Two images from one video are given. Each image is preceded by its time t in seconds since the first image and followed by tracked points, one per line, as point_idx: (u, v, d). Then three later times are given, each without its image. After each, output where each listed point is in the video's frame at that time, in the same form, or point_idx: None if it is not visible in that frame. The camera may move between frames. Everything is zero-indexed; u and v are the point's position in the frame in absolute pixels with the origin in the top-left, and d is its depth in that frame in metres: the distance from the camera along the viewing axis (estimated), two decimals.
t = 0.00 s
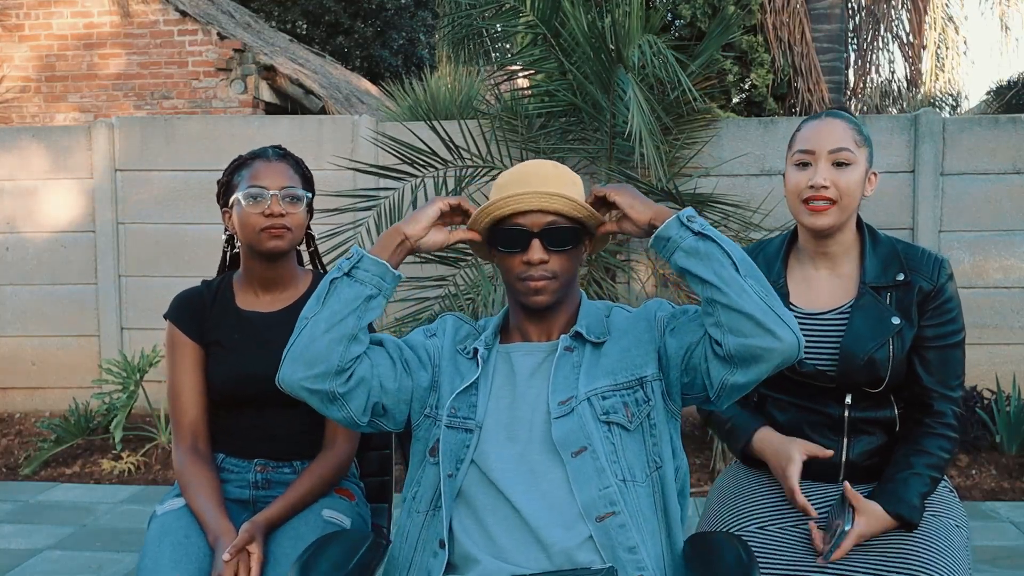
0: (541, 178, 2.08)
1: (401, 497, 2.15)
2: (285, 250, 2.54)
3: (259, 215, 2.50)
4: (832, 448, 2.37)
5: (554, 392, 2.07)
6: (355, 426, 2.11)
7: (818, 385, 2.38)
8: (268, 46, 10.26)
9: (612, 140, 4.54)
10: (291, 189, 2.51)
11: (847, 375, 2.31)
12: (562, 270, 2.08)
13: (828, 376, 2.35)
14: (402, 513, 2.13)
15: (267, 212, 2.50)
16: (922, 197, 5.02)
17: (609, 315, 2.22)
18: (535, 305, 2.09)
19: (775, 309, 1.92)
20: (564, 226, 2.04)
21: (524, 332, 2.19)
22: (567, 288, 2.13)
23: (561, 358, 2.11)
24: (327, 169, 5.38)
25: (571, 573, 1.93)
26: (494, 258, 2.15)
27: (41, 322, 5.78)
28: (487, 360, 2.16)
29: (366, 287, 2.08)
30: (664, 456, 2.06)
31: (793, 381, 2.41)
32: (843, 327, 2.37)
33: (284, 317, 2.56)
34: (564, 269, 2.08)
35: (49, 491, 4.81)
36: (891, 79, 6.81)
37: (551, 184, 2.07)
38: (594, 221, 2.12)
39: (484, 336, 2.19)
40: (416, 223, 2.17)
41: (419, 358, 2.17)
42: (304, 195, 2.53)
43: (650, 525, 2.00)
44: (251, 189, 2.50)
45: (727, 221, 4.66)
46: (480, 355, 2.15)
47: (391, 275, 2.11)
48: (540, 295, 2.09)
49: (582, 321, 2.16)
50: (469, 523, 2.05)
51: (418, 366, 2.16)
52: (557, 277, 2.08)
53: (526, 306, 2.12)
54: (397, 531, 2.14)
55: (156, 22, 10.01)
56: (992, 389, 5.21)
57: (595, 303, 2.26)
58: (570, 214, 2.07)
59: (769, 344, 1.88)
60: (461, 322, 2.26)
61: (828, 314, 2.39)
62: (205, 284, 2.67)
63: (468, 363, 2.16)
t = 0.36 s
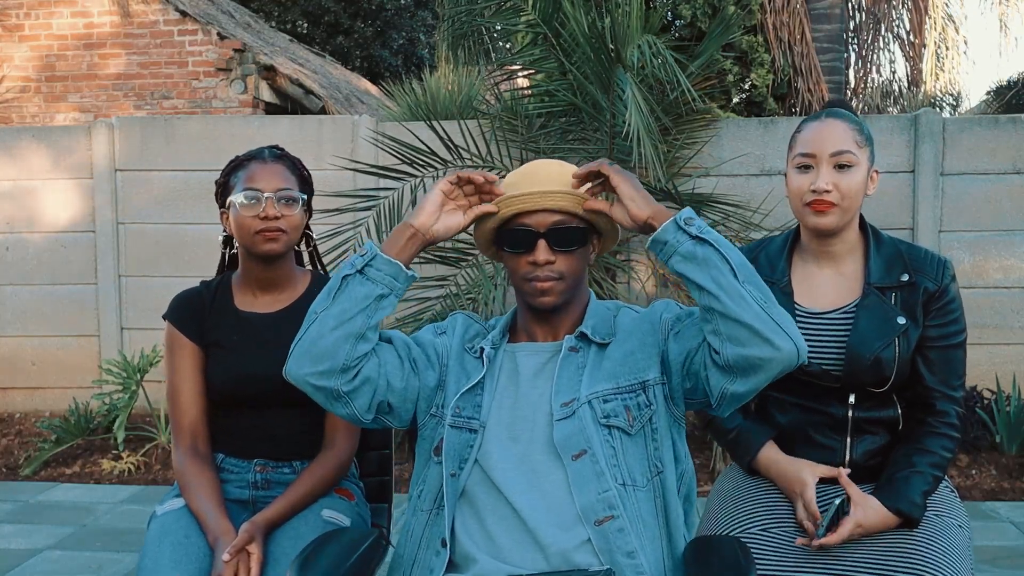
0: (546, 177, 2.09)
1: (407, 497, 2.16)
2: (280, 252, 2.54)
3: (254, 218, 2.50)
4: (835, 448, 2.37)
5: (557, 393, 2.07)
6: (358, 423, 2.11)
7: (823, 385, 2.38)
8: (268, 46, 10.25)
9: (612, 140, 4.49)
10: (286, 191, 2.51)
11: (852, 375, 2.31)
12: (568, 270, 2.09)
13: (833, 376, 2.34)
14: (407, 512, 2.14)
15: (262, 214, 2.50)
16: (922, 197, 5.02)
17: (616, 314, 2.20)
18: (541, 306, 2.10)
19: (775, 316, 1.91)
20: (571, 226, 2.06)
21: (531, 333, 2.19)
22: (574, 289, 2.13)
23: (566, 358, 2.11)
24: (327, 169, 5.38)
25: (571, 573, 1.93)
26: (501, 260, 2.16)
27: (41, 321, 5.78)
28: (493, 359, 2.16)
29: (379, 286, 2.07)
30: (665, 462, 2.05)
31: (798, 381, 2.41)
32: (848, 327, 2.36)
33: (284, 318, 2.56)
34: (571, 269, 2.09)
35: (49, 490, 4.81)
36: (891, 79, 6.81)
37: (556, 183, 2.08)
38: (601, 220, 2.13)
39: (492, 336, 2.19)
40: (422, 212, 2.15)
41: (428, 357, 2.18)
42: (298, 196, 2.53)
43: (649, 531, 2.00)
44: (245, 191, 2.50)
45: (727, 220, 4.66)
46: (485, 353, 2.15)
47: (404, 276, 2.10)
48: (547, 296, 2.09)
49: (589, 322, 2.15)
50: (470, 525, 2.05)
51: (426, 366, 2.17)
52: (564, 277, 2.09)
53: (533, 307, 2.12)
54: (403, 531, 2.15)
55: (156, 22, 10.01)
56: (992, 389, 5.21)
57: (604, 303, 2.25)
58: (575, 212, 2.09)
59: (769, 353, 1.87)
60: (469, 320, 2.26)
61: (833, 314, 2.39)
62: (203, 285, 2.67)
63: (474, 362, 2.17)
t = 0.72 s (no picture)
0: (554, 174, 2.08)
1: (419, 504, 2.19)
2: (274, 251, 2.54)
3: (249, 215, 2.51)
4: (835, 447, 2.38)
5: (563, 399, 2.05)
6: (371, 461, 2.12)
7: (825, 385, 2.38)
8: (268, 46, 10.25)
9: (612, 140, 4.53)
10: (283, 190, 2.52)
11: (854, 376, 2.32)
12: (575, 266, 2.07)
13: (835, 376, 2.35)
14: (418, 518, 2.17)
15: (256, 213, 2.51)
16: (922, 197, 5.03)
17: (622, 317, 2.17)
18: (548, 302, 2.09)
19: (790, 390, 1.81)
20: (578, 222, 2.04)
21: (537, 333, 2.19)
22: (581, 287, 2.11)
23: (572, 361, 2.09)
24: (327, 169, 5.38)
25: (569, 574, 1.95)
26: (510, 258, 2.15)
27: (41, 321, 5.78)
28: (496, 363, 2.17)
29: (359, 342, 1.97)
30: (668, 480, 2.02)
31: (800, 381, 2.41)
32: (851, 328, 2.37)
33: (282, 318, 2.56)
34: (577, 265, 2.07)
35: (49, 490, 4.81)
36: (892, 79, 6.80)
37: (566, 180, 2.08)
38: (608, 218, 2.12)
39: (493, 339, 2.19)
40: (378, 257, 1.97)
41: (429, 372, 2.18)
42: (294, 196, 2.54)
43: (649, 546, 1.98)
44: (241, 189, 2.50)
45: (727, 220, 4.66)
46: (486, 357, 2.16)
47: (381, 323, 1.98)
48: (553, 292, 2.08)
49: (594, 323, 2.13)
50: (472, 531, 2.07)
51: (424, 387, 2.17)
52: (571, 273, 2.07)
53: (541, 304, 2.11)
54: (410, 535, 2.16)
55: (156, 22, 10.00)
56: (992, 389, 5.21)
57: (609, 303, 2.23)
58: (583, 209, 2.07)
59: (775, 431, 1.81)
60: (468, 325, 2.26)
61: (836, 314, 2.39)
62: (201, 284, 2.67)
63: (473, 367, 2.17)
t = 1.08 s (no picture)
0: (555, 169, 2.10)
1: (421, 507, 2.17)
2: (270, 255, 2.54)
3: (245, 219, 2.51)
4: (836, 446, 2.38)
5: (565, 401, 2.05)
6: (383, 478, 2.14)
7: (827, 384, 2.38)
8: (268, 46, 10.25)
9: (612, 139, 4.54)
10: (281, 194, 2.53)
11: (856, 375, 2.32)
12: (573, 257, 2.06)
13: (836, 375, 2.34)
14: (417, 520, 2.17)
15: (253, 217, 2.51)
16: (922, 197, 5.03)
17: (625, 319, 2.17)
18: (547, 294, 2.07)
19: (785, 468, 1.80)
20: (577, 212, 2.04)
21: (537, 333, 2.18)
22: (580, 282, 2.10)
23: (574, 363, 2.09)
24: (327, 169, 5.38)
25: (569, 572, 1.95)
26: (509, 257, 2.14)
27: (41, 321, 5.78)
28: (496, 365, 2.17)
29: (353, 391, 1.93)
30: (668, 486, 2.02)
31: (802, 380, 2.41)
32: (853, 327, 2.37)
33: (282, 318, 2.56)
34: (577, 257, 2.06)
35: (49, 491, 4.81)
36: (891, 79, 6.80)
37: (568, 173, 2.10)
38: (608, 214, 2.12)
39: (493, 340, 2.19)
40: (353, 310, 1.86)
41: (431, 378, 2.19)
42: (293, 200, 2.54)
43: (648, 550, 1.98)
44: (240, 192, 2.51)
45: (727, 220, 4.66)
46: (486, 359, 2.16)
47: (371, 366, 1.93)
48: (553, 284, 2.06)
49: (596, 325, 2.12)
50: (471, 533, 2.07)
51: (426, 397, 2.17)
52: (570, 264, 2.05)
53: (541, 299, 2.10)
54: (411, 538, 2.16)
55: (156, 22, 10.01)
56: (992, 389, 5.21)
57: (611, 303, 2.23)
58: (582, 200, 2.08)
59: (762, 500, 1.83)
60: (467, 326, 2.26)
61: (838, 314, 2.39)
62: (200, 284, 2.67)
63: (472, 368, 2.18)
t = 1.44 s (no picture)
0: (541, 170, 2.08)
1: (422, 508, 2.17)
2: (269, 255, 2.55)
3: (242, 220, 2.51)
4: (836, 446, 2.38)
5: (563, 401, 2.05)
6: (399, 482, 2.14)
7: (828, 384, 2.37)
8: (268, 46, 10.25)
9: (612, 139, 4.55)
10: (279, 195, 2.53)
11: (858, 375, 2.31)
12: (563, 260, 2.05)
13: (838, 375, 2.34)
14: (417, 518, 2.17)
15: (251, 219, 2.51)
16: (922, 197, 5.03)
17: (623, 319, 2.17)
18: (537, 298, 2.08)
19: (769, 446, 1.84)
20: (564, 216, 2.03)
21: (534, 334, 2.18)
22: (570, 283, 2.09)
23: (572, 363, 2.09)
24: (327, 169, 5.38)
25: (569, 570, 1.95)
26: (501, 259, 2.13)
27: (41, 322, 5.78)
28: (497, 365, 2.17)
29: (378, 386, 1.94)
30: (666, 484, 2.01)
31: (804, 379, 2.41)
32: (854, 327, 2.37)
33: (282, 318, 2.56)
34: (566, 258, 2.05)
35: (49, 490, 4.81)
36: (891, 79, 6.80)
37: (553, 174, 2.07)
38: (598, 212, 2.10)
39: (492, 341, 2.19)
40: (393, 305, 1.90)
41: (435, 380, 2.19)
42: (290, 201, 2.55)
43: (648, 547, 1.98)
44: (240, 193, 2.51)
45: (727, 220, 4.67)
46: (486, 360, 2.16)
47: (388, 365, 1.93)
48: (543, 288, 2.06)
49: (593, 325, 2.12)
50: (470, 533, 2.07)
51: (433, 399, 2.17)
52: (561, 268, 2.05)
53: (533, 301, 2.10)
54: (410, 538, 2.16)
55: (156, 22, 10.00)
56: (992, 389, 5.21)
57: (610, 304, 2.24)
58: (569, 201, 2.06)
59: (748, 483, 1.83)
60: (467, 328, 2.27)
61: (839, 314, 2.39)
62: (200, 284, 2.67)
63: (472, 368, 2.18)
